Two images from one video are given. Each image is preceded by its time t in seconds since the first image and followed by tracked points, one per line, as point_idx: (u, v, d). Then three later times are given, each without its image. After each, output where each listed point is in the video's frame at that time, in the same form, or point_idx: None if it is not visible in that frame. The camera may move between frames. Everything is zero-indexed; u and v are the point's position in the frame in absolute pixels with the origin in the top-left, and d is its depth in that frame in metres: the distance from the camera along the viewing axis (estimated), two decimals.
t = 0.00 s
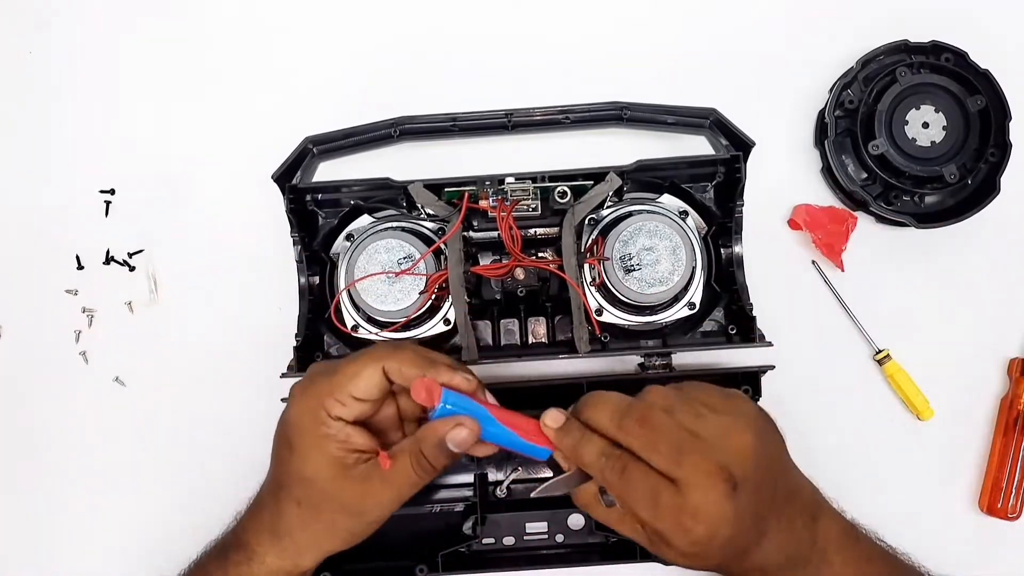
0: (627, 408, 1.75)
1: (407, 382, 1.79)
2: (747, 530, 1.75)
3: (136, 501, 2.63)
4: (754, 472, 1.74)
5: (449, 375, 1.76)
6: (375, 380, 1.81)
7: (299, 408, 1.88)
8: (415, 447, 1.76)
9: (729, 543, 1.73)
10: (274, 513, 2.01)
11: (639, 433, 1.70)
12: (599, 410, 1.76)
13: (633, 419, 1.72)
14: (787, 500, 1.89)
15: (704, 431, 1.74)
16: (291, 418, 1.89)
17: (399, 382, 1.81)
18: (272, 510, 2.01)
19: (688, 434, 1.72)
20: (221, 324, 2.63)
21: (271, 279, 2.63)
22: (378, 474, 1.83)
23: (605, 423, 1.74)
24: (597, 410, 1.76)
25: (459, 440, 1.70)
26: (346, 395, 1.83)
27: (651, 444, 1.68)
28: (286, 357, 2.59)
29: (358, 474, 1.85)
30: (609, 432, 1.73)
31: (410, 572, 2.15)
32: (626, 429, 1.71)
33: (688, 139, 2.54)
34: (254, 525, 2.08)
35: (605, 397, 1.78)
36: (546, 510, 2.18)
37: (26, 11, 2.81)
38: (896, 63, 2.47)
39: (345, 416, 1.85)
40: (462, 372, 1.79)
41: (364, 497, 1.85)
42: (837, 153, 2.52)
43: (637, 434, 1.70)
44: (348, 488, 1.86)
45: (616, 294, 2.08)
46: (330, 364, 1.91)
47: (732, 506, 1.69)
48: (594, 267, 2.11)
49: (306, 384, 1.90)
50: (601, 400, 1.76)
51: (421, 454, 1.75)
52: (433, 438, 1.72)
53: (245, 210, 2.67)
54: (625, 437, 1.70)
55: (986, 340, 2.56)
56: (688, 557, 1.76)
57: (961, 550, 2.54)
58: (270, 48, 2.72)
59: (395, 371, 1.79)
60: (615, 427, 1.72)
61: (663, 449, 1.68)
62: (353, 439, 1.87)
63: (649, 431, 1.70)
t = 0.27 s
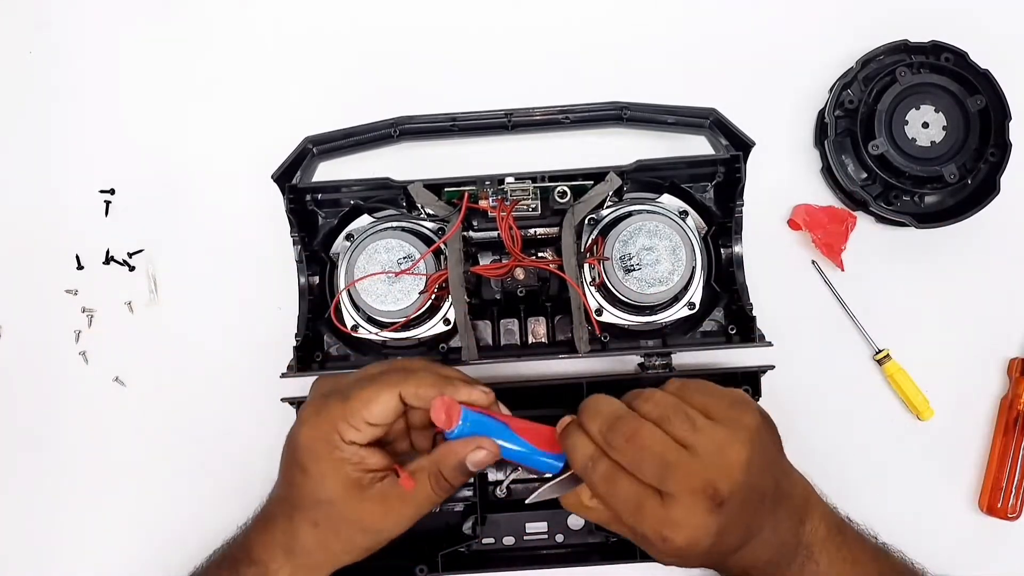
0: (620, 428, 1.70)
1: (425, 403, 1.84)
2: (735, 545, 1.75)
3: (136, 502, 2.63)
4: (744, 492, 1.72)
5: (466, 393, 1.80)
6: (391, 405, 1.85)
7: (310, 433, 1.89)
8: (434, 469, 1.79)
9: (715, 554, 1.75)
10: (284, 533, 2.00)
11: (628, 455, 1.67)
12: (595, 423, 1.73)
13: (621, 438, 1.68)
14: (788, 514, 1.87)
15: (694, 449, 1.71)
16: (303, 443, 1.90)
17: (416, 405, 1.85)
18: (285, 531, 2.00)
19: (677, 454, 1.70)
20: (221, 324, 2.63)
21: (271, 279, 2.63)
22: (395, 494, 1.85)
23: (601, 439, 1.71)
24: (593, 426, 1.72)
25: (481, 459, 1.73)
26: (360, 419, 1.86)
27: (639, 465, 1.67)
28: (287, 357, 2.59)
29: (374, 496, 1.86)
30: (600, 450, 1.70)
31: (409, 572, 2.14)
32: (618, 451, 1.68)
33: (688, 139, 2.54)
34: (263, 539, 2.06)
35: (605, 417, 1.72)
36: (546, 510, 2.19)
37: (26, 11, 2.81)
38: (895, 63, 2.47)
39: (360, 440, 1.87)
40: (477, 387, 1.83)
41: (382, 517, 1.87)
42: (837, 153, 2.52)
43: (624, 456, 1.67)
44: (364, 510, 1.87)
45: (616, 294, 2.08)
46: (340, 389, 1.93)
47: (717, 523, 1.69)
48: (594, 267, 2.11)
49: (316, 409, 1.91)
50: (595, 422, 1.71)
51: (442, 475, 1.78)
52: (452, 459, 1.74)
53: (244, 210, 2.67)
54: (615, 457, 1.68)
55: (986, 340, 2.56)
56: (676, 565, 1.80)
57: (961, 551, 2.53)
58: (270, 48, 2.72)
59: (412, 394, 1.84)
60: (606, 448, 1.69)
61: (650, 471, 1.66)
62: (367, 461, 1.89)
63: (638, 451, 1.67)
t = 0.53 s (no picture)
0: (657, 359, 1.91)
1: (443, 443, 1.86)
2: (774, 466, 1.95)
3: (136, 502, 2.63)
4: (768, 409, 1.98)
5: (485, 426, 1.78)
6: (407, 445, 1.88)
7: (324, 449, 1.95)
8: (437, 485, 1.92)
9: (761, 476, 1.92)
10: (281, 526, 2.09)
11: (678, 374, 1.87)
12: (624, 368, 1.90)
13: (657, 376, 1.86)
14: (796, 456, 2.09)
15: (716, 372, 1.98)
16: (315, 457, 1.96)
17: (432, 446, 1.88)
18: (278, 523, 2.09)
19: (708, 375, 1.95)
20: (221, 324, 2.63)
21: (271, 278, 2.63)
22: (396, 511, 1.95)
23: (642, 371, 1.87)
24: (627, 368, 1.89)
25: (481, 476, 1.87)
26: (374, 449, 1.90)
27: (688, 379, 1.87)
28: (287, 357, 2.59)
29: (375, 510, 1.96)
30: (652, 378, 1.86)
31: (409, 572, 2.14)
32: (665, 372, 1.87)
33: (688, 139, 2.54)
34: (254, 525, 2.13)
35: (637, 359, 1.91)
36: (546, 510, 2.18)
37: (26, 11, 2.81)
38: (895, 63, 2.47)
39: (369, 462, 1.93)
40: (502, 411, 1.79)
41: (380, 532, 1.96)
42: (837, 153, 2.52)
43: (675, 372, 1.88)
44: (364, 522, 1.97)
45: (616, 294, 2.08)
46: (362, 409, 1.96)
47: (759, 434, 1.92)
48: (594, 267, 2.10)
49: (334, 428, 1.94)
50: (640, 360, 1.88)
51: (441, 486, 1.91)
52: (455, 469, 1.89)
53: (244, 210, 2.67)
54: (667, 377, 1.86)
55: (986, 340, 2.56)
56: (729, 504, 1.89)
57: (961, 550, 2.54)
58: (270, 47, 2.72)
59: (430, 440, 1.86)
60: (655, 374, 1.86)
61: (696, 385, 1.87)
62: (373, 479, 1.97)
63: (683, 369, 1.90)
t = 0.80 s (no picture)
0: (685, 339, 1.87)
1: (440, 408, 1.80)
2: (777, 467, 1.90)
3: (136, 502, 2.63)
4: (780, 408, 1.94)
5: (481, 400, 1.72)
6: (406, 417, 1.82)
7: (327, 444, 1.90)
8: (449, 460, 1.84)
9: (763, 473, 1.87)
10: (303, 536, 2.02)
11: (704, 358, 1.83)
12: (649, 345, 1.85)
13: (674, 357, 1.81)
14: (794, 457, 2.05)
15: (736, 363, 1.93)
16: (321, 457, 1.91)
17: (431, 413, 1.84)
18: (298, 533, 2.02)
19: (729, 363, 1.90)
20: (221, 324, 2.63)
21: (271, 278, 2.63)
22: (415, 493, 1.86)
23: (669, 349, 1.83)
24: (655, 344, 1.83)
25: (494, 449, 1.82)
26: (376, 432, 1.85)
27: (713, 363, 1.83)
28: (287, 357, 2.59)
29: (394, 497, 1.87)
30: (676, 358, 1.81)
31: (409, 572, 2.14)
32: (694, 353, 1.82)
33: (688, 139, 2.55)
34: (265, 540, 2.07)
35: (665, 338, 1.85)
36: (546, 510, 2.18)
37: (26, 11, 2.81)
38: (895, 63, 2.47)
39: (378, 449, 1.86)
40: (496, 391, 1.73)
41: (401, 517, 1.87)
42: (837, 152, 2.52)
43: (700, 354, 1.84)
44: (383, 512, 1.88)
45: (616, 294, 2.08)
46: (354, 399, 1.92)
47: (768, 431, 1.87)
48: (594, 267, 2.11)
49: (332, 422, 1.90)
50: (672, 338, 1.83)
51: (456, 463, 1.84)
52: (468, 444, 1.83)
53: (244, 210, 2.67)
54: (694, 357, 1.81)
55: (986, 340, 2.56)
56: (726, 495, 1.85)
57: (961, 550, 2.54)
58: (270, 47, 2.72)
59: (427, 404, 1.81)
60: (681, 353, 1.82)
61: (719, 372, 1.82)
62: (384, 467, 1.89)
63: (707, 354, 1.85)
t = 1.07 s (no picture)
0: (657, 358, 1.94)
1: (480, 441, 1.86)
2: (766, 465, 1.97)
3: (136, 501, 2.63)
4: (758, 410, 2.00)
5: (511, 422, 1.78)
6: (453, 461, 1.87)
7: (368, 486, 1.91)
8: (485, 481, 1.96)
9: (752, 477, 1.93)
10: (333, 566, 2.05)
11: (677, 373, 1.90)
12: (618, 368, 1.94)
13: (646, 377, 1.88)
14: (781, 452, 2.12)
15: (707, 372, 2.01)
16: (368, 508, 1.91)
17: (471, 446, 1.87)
18: (327, 560, 2.03)
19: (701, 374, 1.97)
20: (221, 324, 2.63)
21: (271, 278, 2.63)
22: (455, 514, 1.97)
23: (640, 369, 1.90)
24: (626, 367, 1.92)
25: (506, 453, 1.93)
26: (421, 477, 1.87)
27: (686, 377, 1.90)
28: (287, 357, 2.59)
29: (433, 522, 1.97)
30: (648, 378, 1.88)
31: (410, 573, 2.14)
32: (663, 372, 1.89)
33: (687, 139, 2.55)
34: (283, 558, 2.08)
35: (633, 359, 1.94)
36: (546, 510, 2.18)
37: (25, 11, 2.81)
38: (896, 63, 2.47)
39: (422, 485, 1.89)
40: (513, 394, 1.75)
41: (442, 536, 1.97)
42: (837, 153, 2.52)
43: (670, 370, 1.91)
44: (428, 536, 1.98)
45: (616, 294, 2.08)
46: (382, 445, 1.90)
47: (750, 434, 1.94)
48: (594, 267, 2.11)
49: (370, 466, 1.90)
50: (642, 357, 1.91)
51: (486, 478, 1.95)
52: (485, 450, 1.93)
53: (244, 210, 2.67)
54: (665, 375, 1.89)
55: (986, 340, 2.56)
56: (722, 504, 1.90)
57: (961, 551, 2.54)
58: (270, 47, 2.72)
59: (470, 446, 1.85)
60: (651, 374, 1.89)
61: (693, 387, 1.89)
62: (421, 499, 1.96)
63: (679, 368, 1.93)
